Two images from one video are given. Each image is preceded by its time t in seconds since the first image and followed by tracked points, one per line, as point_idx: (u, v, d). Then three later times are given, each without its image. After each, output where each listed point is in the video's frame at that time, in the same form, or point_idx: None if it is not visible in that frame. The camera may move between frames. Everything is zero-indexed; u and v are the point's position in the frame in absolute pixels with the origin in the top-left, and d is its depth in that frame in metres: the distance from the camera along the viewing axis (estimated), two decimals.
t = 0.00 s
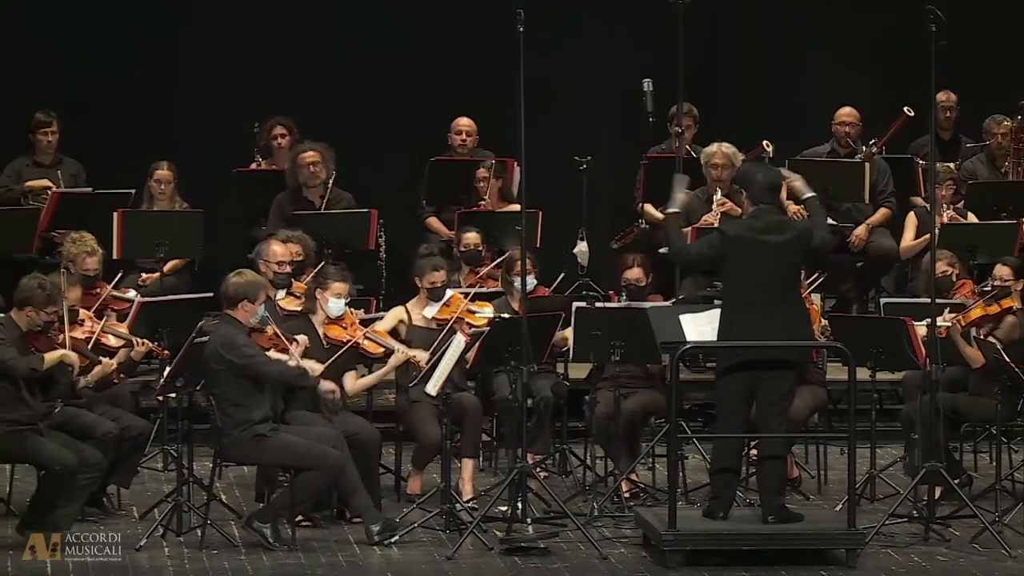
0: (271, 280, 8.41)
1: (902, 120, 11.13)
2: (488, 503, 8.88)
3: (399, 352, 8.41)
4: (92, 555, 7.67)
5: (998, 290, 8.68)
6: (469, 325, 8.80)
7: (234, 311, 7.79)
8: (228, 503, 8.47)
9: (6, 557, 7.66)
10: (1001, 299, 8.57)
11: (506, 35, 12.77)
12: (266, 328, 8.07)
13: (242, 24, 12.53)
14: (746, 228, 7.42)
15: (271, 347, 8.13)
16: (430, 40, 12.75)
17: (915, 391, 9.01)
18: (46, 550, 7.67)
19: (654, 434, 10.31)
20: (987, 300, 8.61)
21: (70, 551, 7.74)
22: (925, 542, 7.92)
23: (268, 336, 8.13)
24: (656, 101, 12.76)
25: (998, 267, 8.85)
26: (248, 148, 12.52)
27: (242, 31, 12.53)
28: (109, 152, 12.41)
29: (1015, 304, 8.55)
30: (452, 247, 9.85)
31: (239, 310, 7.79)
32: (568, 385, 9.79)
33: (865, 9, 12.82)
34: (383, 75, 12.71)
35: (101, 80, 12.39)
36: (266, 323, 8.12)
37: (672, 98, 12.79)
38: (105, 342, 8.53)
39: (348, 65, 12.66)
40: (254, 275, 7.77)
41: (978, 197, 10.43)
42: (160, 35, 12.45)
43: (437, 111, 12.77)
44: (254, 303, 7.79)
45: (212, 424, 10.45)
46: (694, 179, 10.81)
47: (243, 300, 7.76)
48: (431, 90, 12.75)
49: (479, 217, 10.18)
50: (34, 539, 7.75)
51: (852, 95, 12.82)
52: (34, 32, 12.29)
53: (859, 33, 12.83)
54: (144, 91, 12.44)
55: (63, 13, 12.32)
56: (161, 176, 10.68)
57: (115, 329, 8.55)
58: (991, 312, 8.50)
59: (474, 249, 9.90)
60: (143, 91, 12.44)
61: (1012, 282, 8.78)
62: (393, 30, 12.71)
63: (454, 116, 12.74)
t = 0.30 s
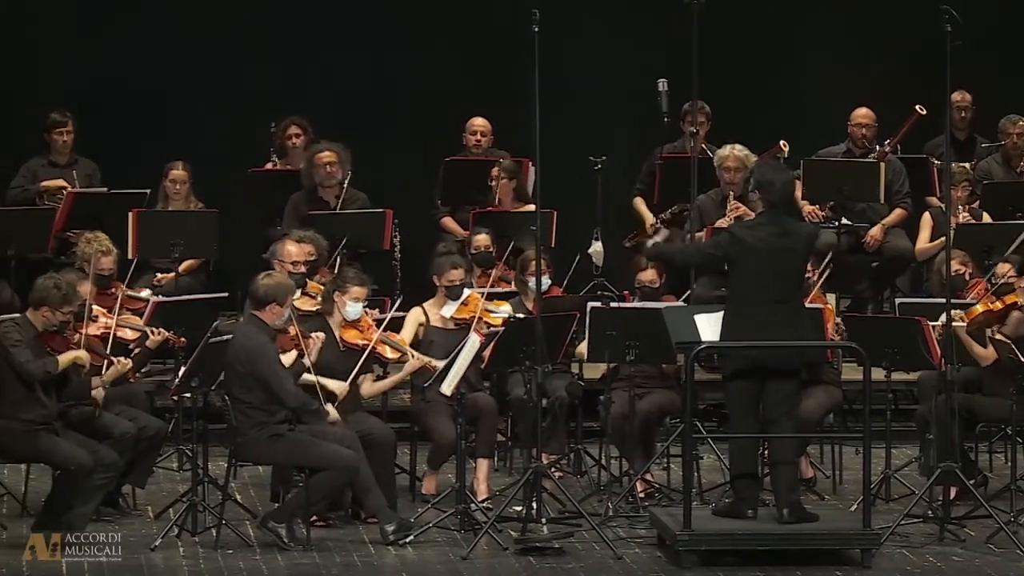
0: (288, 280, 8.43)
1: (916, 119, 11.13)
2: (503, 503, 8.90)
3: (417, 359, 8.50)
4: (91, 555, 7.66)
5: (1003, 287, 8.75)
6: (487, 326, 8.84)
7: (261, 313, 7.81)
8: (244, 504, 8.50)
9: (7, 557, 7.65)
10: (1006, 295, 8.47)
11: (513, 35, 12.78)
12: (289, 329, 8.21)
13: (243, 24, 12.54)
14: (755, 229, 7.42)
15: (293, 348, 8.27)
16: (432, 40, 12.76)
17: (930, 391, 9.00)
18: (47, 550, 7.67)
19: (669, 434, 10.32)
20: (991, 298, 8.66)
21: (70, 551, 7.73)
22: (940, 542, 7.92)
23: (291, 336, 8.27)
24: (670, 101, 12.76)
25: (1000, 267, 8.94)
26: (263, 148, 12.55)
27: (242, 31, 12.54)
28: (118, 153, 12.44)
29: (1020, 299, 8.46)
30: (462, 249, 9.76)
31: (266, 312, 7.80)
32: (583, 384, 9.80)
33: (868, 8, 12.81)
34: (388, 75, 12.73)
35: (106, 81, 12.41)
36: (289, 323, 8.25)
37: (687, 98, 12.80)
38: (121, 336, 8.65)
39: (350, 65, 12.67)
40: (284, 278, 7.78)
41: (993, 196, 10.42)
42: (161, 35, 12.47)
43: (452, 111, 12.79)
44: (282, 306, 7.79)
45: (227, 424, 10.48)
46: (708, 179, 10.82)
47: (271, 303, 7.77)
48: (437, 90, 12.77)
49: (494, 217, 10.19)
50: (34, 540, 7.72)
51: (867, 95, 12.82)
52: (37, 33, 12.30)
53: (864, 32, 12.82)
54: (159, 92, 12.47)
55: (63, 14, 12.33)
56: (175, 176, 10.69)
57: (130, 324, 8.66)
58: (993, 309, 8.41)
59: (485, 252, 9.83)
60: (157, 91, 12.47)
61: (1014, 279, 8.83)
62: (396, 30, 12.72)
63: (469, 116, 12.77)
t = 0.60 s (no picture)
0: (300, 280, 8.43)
1: (928, 119, 11.13)
2: (515, 503, 8.91)
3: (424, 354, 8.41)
4: (92, 555, 7.67)
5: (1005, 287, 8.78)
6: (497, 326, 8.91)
7: (281, 312, 7.81)
8: (256, 504, 8.52)
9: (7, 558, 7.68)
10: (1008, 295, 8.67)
11: (518, 35, 12.79)
12: (313, 331, 8.13)
13: (243, 24, 12.56)
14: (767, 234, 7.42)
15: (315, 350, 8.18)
16: (433, 39, 12.77)
17: (943, 391, 8.99)
18: (47, 550, 7.71)
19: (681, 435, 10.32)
20: (993, 299, 8.72)
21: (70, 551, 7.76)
22: (953, 543, 7.91)
23: (314, 339, 8.17)
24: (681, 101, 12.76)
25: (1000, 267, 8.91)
26: (275, 149, 12.57)
27: (242, 31, 12.56)
28: (124, 154, 12.46)
29: None
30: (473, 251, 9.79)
31: (285, 312, 7.80)
32: (595, 384, 9.81)
33: (872, 8, 12.82)
34: (393, 75, 12.74)
35: (109, 82, 12.42)
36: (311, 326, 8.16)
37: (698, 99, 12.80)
38: (130, 339, 8.56)
39: (359, 65, 12.69)
40: (305, 279, 7.78)
41: (1006, 196, 10.40)
42: (161, 36, 12.49)
43: (463, 111, 12.81)
44: (302, 307, 7.79)
45: (239, 424, 10.51)
46: (719, 179, 10.82)
47: (292, 303, 7.76)
48: (446, 90, 12.78)
49: (506, 217, 10.20)
50: (35, 541, 7.78)
51: (879, 96, 12.81)
52: (39, 33, 12.30)
53: (867, 32, 12.82)
54: (171, 92, 12.50)
55: (62, 14, 12.33)
56: (188, 176, 10.72)
57: (139, 326, 8.58)
58: (999, 309, 8.61)
59: (496, 252, 9.83)
60: (169, 91, 12.50)
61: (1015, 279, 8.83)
62: (398, 30, 12.74)
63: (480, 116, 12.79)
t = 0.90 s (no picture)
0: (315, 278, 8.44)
1: (943, 121, 11.11)
2: (528, 503, 8.93)
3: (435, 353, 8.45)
4: (92, 555, 7.69)
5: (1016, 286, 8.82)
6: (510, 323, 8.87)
7: (295, 309, 7.85)
8: (269, 504, 8.54)
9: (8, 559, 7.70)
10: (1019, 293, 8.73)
11: (524, 35, 12.80)
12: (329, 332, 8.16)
13: (243, 24, 12.57)
14: (778, 234, 7.44)
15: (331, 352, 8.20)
16: (435, 39, 12.77)
17: (956, 392, 8.99)
18: (47, 550, 7.71)
19: (694, 436, 10.32)
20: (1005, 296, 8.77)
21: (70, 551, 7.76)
22: (966, 543, 7.91)
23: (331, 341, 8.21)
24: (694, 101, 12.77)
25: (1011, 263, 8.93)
26: (288, 149, 12.60)
27: (242, 31, 12.57)
28: (134, 155, 12.50)
29: None
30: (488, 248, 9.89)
31: (300, 308, 7.86)
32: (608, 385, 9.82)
33: (880, 8, 12.80)
34: (397, 75, 12.75)
35: (126, 82, 12.48)
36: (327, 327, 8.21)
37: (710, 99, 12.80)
38: (142, 335, 8.56)
39: (372, 66, 12.71)
40: (319, 274, 7.85)
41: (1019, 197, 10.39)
42: (162, 36, 12.51)
43: (475, 111, 12.83)
44: (315, 303, 7.85)
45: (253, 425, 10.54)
46: (732, 179, 10.82)
47: (304, 298, 7.82)
48: (459, 90, 12.80)
49: (520, 217, 10.22)
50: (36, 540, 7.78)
51: (892, 96, 12.80)
52: (41, 35, 12.32)
53: (885, 31, 12.81)
54: (184, 92, 12.54)
55: (67, 15, 12.35)
56: (201, 176, 10.73)
57: (153, 322, 8.60)
58: (1009, 306, 8.66)
59: (512, 249, 9.94)
60: (182, 92, 12.53)
61: None
62: (401, 30, 12.75)
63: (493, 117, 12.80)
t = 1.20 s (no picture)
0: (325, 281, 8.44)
1: (957, 123, 11.01)
2: (538, 503, 8.94)
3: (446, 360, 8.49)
4: (91, 555, 7.70)
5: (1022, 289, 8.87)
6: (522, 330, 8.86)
7: (318, 314, 7.81)
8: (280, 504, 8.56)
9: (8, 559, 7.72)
10: None
11: (529, 36, 12.81)
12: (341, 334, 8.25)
13: (243, 24, 12.60)
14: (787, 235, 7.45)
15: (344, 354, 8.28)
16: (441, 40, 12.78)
17: (966, 392, 8.98)
18: (47, 550, 7.70)
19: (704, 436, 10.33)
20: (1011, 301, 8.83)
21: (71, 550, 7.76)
22: (977, 543, 7.91)
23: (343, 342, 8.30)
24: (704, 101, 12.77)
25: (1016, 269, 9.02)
26: (298, 149, 12.63)
27: (242, 31, 12.60)
28: (144, 155, 12.53)
29: None
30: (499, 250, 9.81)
31: (323, 314, 7.81)
32: (619, 384, 9.82)
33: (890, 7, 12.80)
34: (406, 75, 12.76)
35: (136, 82, 12.51)
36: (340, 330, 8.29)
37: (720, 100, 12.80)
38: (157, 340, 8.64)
39: (382, 66, 12.72)
40: (344, 282, 7.79)
41: None
42: (172, 36, 12.54)
43: (484, 111, 12.84)
44: (339, 310, 7.80)
45: (264, 425, 10.56)
46: (742, 179, 10.82)
47: (327, 306, 7.77)
48: (468, 90, 12.82)
49: (530, 218, 10.24)
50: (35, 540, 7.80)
51: (902, 96, 12.80)
52: (45, 35, 12.34)
53: (895, 31, 12.81)
54: (194, 93, 12.57)
55: (79, 15, 12.39)
56: (212, 176, 10.74)
57: (168, 328, 8.62)
58: (1015, 311, 8.74)
59: (522, 250, 9.84)
60: (192, 92, 12.57)
61: None
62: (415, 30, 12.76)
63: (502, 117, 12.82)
